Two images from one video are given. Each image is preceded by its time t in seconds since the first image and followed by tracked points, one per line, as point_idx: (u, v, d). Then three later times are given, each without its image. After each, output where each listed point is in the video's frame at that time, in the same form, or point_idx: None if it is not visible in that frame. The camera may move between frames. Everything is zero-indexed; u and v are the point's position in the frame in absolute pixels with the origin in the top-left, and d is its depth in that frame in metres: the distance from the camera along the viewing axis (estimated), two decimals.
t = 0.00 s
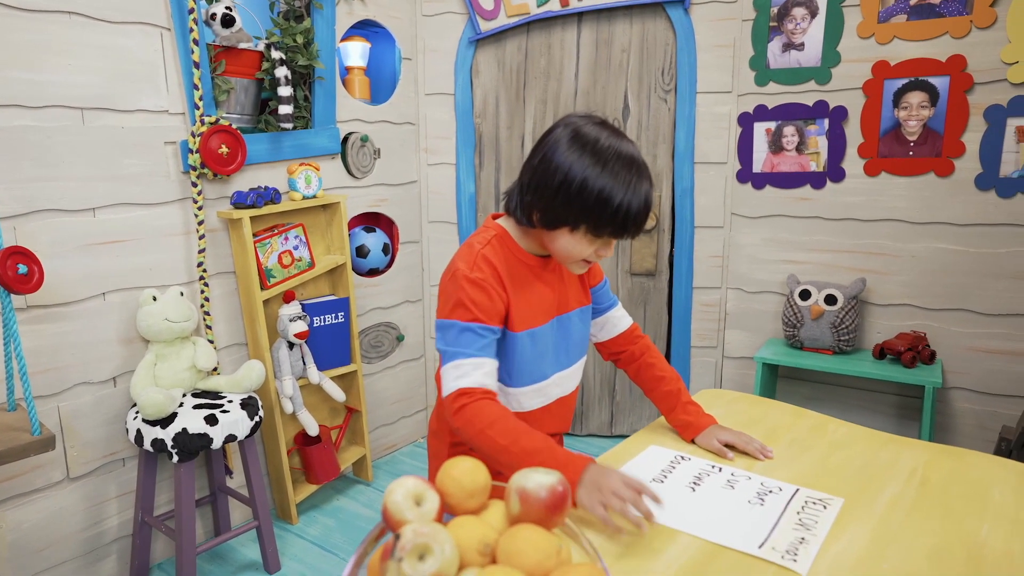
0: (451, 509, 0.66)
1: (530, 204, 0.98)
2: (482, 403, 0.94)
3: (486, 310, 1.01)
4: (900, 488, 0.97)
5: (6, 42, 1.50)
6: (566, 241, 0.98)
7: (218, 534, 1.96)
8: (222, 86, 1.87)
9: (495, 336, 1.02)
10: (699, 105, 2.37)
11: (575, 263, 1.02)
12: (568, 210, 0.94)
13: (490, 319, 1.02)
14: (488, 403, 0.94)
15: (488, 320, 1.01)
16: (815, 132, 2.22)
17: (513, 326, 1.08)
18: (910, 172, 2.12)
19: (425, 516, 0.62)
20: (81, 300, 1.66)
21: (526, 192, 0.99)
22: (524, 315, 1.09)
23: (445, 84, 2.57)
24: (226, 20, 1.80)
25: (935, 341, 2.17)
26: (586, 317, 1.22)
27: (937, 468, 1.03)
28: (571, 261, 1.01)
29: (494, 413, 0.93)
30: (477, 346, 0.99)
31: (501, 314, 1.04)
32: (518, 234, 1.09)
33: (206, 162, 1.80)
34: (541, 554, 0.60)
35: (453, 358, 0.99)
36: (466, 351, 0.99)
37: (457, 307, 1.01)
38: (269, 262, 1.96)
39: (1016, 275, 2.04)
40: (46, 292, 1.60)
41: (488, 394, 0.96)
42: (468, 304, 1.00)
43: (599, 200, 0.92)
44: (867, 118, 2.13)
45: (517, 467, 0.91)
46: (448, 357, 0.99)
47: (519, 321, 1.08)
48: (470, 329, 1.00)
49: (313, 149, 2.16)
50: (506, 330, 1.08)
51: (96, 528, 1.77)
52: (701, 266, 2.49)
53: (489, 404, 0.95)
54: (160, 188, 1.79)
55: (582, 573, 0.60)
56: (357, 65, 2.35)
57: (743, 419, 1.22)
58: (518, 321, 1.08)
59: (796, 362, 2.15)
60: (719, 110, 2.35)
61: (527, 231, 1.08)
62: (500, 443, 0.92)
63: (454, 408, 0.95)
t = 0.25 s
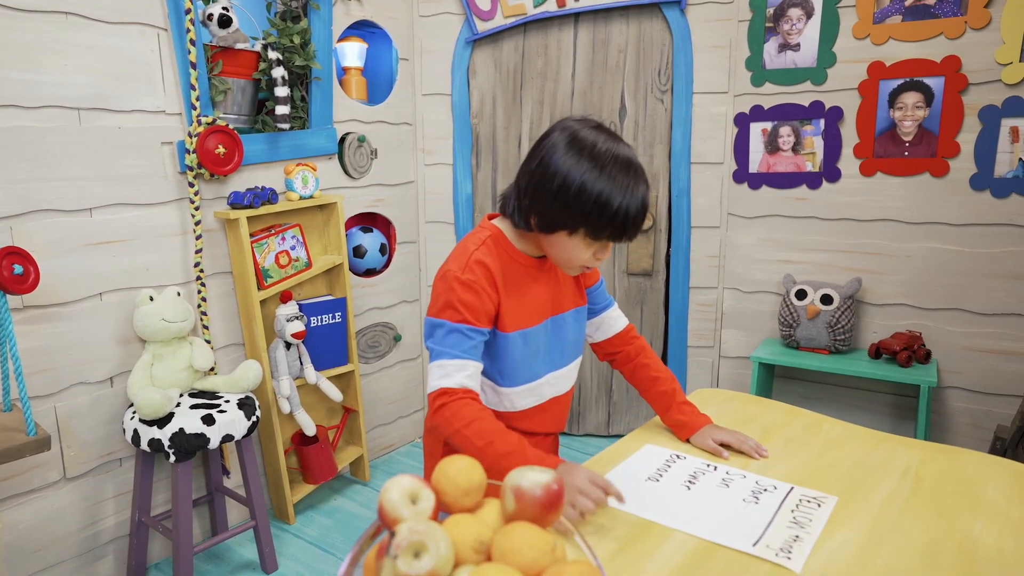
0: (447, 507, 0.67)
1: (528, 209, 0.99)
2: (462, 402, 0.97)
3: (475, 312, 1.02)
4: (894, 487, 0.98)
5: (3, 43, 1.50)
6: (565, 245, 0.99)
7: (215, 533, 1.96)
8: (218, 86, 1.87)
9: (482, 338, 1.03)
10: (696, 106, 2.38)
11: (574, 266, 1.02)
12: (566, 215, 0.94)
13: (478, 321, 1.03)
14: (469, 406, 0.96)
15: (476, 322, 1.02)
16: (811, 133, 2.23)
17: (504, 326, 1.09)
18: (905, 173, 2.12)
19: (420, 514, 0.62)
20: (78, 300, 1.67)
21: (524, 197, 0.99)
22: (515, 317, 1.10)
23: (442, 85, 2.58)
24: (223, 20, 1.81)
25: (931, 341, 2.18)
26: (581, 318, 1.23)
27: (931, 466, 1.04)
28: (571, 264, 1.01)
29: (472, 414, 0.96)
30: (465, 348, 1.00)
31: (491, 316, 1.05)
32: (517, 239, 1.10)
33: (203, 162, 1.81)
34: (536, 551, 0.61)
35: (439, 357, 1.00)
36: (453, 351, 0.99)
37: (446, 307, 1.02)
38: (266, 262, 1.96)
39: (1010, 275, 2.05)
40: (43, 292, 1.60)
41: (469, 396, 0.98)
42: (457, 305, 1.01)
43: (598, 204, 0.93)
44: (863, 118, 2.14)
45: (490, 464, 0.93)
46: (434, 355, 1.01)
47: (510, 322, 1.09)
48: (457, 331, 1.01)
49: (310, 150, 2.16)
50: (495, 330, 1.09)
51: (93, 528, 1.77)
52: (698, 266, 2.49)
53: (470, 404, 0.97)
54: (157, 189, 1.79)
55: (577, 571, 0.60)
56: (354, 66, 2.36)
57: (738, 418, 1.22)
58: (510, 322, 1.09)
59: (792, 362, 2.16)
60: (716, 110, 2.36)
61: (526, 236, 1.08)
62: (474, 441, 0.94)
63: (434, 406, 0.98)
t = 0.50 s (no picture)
0: (445, 506, 0.67)
1: (525, 210, 0.99)
2: (465, 405, 0.97)
3: (474, 313, 1.02)
4: (891, 485, 0.98)
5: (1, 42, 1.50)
6: (565, 243, 0.99)
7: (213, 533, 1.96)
8: (217, 86, 1.87)
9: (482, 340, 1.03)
10: (694, 106, 2.38)
11: (574, 265, 1.02)
12: (563, 214, 0.95)
13: (478, 322, 1.03)
14: (470, 409, 0.96)
15: (476, 323, 1.03)
16: (809, 132, 2.23)
17: (503, 327, 1.09)
18: (903, 172, 2.13)
19: (419, 511, 0.62)
20: (76, 300, 1.66)
21: (521, 198, 0.99)
22: (515, 318, 1.10)
23: (441, 84, 2.58)
24: (221, 20, 1.81)
25: (929, 340, 2.19)
26: (578, 319, 1.23)
27: (928, 464, 1.04)
28: (571, 263, 1.02)
29: (476, 417, 0.96)
30: (466, 350, 1.01)
31: (490, 317, 1.05)
32: (516, 242, 1.10)
33: (202, 162, 1.81)
34: (534, 549, 0.61)
35: (440, 359, 1.00)
36: (455, 353, 1.00)
37: (446, 308, 1.02)
38: (264, 262, 1.96)
39: (1008, 274, 2.05)
40: (41, 291, 1.60)
41: (470, 398, 0.98)
42: (457, 306, 1.01)
43: (595, 202, 0.93)
44: (860, 118, 2.14)
45: (494, 470, 0.94)
46: (434, 356, 1.01)
47: (509, 324, 1.09)
48: (457, 332, 1.01)
49: (309, 150, 2.16)
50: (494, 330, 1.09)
51: (91, 528, 1.77)
52: (696, 266, 2.50)
53: (472, 407, 0.97)
54: (155, 188, 1.79)
55: (575, 568, 0.61)
56: (352, 65, 2.36)
57: (735, 416, 1.22)
58: (509, 324, 1.09)
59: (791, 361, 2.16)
60: (714, 110, 2.36)
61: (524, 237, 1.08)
62: (478, 445, 0.94)
63: (437, 408, 0.98)
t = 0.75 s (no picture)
0: (445, 505, 0.67)
1: (528, 218, 0.99)
2: (469, 410, 0.97)
3: (476, 317, 1.03)
4: (889, 484, 0.98)
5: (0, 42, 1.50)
6: (563, 252, 0.99)
7: (213, 533, 1.96)
8: (216, 86, 1.86)
9: (484, 344, 1.03)
10: (693, 106, 2.39)
11: (570, 272, 1.02)
12: (566, 224, 0.95)
13: (480, 326, 1.03)
14: (473, 413, 0.97)
15: (477, 327, 1.03)
16: (808, 133, 2.23)
17: (504, 330, 1.09)
18: (901, 172, 2.13)
19: (419, 511, 0.63)
20: (76, 300, 1.66)
21: (524, 205, 0.99)
22: (516, 322, 1.10)
23: (440, 84, 2.58)
24: (221, 20, 1.81)
25: (927, 340, 2.19)
26: (577, 319, 1.23)
27: (927, 464, 1.04)
28: (567, 270, 1.02)
29: (480, 423, 0.96)
30: (468, 354, 1.02)
31: (491, 320, 1.05)
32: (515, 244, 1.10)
33: (201, 162, 1.81)
34: (534, 548, 0.61)
35: (442, 362, 1.01)
36: (458, 358, 1.01)
37: (448, 312, 1.02)
38: (264, 262, 1.96)
39: (1006, 274, 2.06)
40: (40, 291, 1.60)
41: (473, 403, 0.99)
42: (458, 310, 1.02)
43: (599, 214, 0.93)
44: (859, 119, 2.15)
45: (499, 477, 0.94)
46: (436, 360, 1.01)
47: (510, 327, 1.09)
48: (460, 336, 1.01)
49: (309, 150, 2.16)
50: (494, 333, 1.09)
51: (91, 528, 1.77)
52: (696, 266, 2.50)
53: (475, 412, 0.98)
54: (155, 188, 1.79)
55: (575, 568, 0.61)
56: (351, 66, 2.36)
57: (734, 416, 1.23)
58: (510, 327, 1.09)
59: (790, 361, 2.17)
60: (713, 110, 2.37)
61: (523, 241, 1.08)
62: (484, 452, 0.94)
63: (439, 413, 0.98)
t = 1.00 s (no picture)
0: (445, 505, 0.67)
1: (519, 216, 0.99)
2: (466, 412, 0.97)
3: (471, 319, 1.03)
4: (888, 484, 0.98)
5: None
6: (555, 249, 0.99)
7: (212, 534, 1.96)
8: (215, 86, 1.86)
9: (479, 345, 1.04)
10: (692, 106, 2.39)
11: (563, 270, 1.02)
12: (558, 221, 0.95)
13: (475, 327, 1.03)
14: (470, 415, 0.97)
15: (472, 328, 1.03)
16: (807, 133, 2.24)
17: (500, 331, 1.09)
18: (900, 172, 2.13)
19: (417, 512, 0.63)
20: (75, 300, 1.66)
21: (515, 203, 0.99)
22: (512, 322, 1.10)
23: (439, 84, 2.57)
24: (220, 20, 1.81)
25: (926, 340, 2.19)
26: (575, 318, 1.23)
27: (926, 464, 1.04)
28: (561, 269, 1.01)
29: (477, 424, 0.96)
30: (464, 357, 1.02)
31: (486, 322, 1.05)
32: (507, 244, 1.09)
33: (200, 162, 1.81)
34: (533, 548, 0.61)
35: (438, 365, 1.01)
36: (454, 360, 1.01)
37: (443, 315, 1.02)
38: (263, 262, 1.96)
39: (1005, 274, 2.06)
40: (39, 292, 1.60)
41: (469, 405, 0.99)
42: (454, 312, 1.02)
43: (589, 210, 0.93)
44: (858, 119, 2.15)
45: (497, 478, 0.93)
46: (431, 362, 1.01)
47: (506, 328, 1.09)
48: (456, 338, 1.02)
49: (308, 150, 2.16)
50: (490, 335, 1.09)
51: (90, 528, 1.76)
52: (695, 266, 2.50)
53: (470, 413, 0.98)
54: (154, 188, 1.79)
55: (573, 568, 0.61)
56: (350, 66, 2.36)
57: (733, 416, 1.23)
58: (506, 328, 1.09)
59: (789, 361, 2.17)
60: (712, 110, 2.37)
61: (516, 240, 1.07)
62: (482, 453, 0.93)
63: (435, 415, 0.98)
